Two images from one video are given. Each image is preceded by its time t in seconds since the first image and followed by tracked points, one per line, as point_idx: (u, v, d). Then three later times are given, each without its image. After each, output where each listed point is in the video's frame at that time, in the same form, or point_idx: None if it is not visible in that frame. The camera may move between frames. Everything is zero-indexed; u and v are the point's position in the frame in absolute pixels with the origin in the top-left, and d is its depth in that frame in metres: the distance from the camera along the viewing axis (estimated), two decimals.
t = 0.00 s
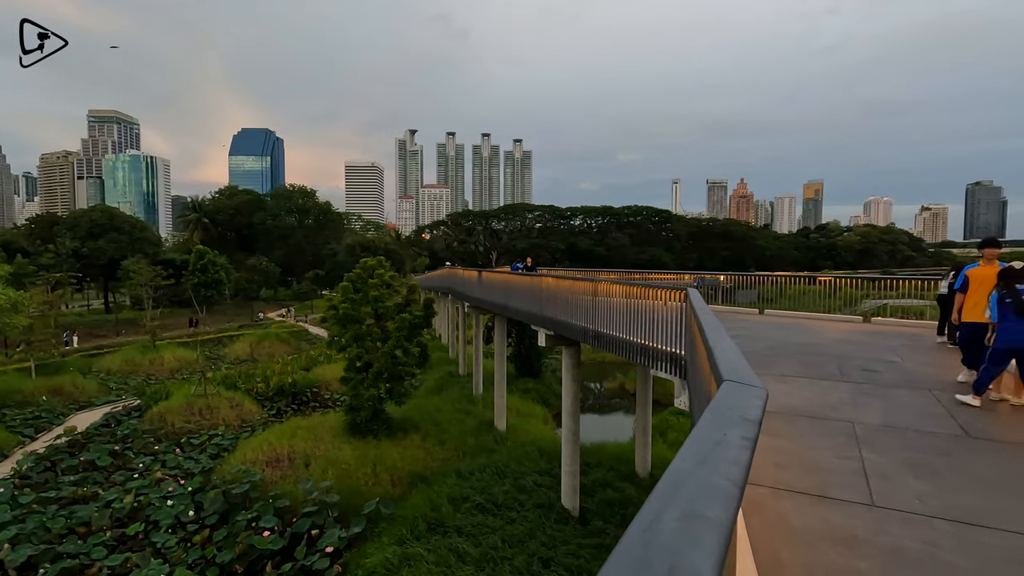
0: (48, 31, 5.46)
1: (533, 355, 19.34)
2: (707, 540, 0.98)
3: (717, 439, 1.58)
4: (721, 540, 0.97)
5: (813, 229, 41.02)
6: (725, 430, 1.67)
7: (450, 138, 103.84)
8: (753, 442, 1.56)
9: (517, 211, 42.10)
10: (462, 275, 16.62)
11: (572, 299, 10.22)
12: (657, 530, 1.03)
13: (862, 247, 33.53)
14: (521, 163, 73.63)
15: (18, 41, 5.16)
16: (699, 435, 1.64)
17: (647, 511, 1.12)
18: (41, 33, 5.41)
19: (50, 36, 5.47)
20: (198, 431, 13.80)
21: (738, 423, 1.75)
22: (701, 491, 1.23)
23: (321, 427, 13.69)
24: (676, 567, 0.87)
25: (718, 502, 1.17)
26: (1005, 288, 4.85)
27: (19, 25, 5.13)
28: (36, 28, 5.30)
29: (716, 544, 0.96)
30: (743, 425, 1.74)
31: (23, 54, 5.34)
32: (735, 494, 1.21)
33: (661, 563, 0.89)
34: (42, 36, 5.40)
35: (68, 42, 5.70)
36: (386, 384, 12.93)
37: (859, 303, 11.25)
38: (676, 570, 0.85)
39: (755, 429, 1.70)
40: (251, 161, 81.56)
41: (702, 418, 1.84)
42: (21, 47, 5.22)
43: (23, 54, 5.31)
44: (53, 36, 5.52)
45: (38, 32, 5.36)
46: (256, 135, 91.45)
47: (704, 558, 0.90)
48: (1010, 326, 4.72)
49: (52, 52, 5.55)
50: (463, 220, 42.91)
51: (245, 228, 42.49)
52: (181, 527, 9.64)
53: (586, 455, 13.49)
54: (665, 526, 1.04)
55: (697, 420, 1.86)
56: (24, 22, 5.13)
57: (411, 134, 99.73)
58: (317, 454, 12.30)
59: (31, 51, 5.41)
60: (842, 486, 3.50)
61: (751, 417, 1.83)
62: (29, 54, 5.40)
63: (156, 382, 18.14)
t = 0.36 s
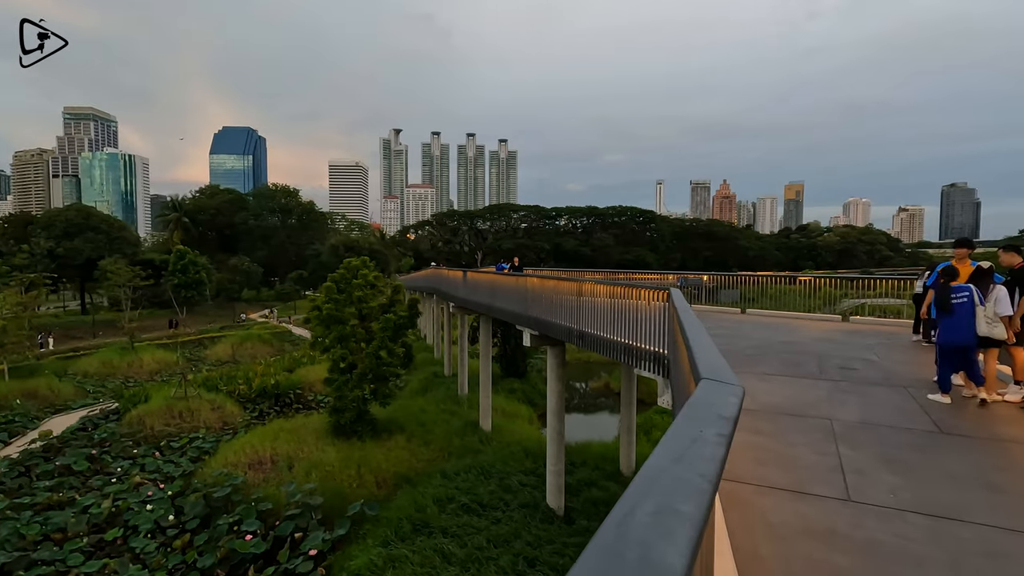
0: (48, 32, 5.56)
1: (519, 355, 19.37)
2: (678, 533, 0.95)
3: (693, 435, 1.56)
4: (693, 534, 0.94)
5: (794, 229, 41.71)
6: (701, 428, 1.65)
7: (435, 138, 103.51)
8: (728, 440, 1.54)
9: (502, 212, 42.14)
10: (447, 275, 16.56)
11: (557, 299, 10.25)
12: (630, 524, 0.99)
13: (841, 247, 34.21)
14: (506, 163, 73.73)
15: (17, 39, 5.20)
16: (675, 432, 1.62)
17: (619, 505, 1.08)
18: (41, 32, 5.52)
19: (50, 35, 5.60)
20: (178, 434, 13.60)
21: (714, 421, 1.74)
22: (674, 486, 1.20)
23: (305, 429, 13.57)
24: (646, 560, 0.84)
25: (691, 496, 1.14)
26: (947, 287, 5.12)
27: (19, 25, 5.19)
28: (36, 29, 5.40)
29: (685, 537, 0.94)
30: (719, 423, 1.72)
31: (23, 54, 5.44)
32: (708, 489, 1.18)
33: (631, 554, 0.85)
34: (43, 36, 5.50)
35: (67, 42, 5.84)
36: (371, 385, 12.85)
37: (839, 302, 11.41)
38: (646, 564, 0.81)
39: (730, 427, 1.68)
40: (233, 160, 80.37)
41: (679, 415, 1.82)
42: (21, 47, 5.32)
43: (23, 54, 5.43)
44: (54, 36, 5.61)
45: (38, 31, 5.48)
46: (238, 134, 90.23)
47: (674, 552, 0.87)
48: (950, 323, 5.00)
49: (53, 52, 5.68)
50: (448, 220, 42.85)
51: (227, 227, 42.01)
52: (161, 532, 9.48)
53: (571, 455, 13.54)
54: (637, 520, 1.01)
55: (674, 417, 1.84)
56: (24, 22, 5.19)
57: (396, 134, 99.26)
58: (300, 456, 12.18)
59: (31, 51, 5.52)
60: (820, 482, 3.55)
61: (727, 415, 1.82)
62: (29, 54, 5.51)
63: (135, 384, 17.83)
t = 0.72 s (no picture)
0: (48, 31, 5.73)
1: (503, 355, 19.38)
2: (656, 528, 0.91)
3: (671, 431, 1.53)
4: (671, 528, 0.90)
5: (774, 229, 42.33)
6: (678, 424, 1.62)
7: (419, 138, 103.09)
8: (704, 436, 1.52)
9: (486, 212, 42.11)
10: (431, 275, 16.50)
11: (541, 299, 10.26)
12: (607, 517, 0.94)
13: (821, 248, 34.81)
14: (490, 163, 73.72)
15: (18, 39, 5.34)
16: (652, 427, 1.58)
17: (596, 498, 1.03)
18: (42, 33, 5.68)
19: (51, 35, 5.76)
20: (156, 437, 13.35)
21: (692, 417, 1.71)
22: (651, 481, 1.16)
23: (286, 431, 13.42)
24: (622, 554, 0.79)
25: (669, 491, 1.10)
26: (908, 287, 5.40)
27: (20, 25, 5.31)
28: (34, 28, 5.54)
29: (663, 531, 0.89)
30: (697, 419, 1.69)
31: (23, 53, 5.57)
32: (685, 484, 1.15)
33: (609, 549, 0.81)
34: (44, 36, 5.67)
35: (67, 42, 6.00)
36: (354, 386, 12.74)
37: (818, 302, 11.57)
38: (624, 560, 0.76)
39: (707, 424, 1.66)
40: (212, 158, 79.09)
41: (657, 411, 1.80)
42: (22, 47, 5.46)
43: (23, 53, 5.57)
44: (53, 35, 5.78)
45: (39, 31, 5.63)
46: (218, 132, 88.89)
47: (652, 544, 0.83)
48: (906, 321, 5.31)
49: (53, 52, 5.84)
50: (432, 220, 42.70)
51: (206, 226, 41.30)
52: (138, 537, 9.28)
53: (556, 454, 13.58)
54: (615, 515, 0.96)
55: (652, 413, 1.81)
56: (25, 22, 5.30)
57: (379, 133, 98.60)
58: (281, 459, 12.04)
59: (31, 51, 5.68)
60: (797, 477, 3.61)
61: (704, 412, 1.79)
62: (29, 53, 5.67)
63: (111, 387, 17.45)
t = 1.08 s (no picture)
0: (48, 32, 6.17)
1: (485, 355, 19.38)
2: (630, 525, 0.88)
3: (647, 429, 1.51)
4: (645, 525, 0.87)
5: (752, 230, 43.06)
6: (655, 421, 1.60)
7: (401, 137, 102.58)
8: (680, 433, 1.51)
9: (468, 211, 42.05)
10: (413, 275, 16.42)
11: (523, 299, 10.29)
12: (582, 514, 0.91)
13: (797, 248, 35.53)
14: (473, 162, 73.67)
15: (19, 38, 5.77)
16: (629, 424, 1.56)
17: (571, 493, 1.00)
18: (42, 33, 6.15)
19: (50, 35, 6.22)
20: (130, 441, 13.07)
21: (669, 414, 1.70)
22: (626, 477, 1.14)
23: (266, 434, 13.25)
24: (595, 551, 0.76)
25: (643, 488, 1.08)
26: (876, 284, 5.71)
27: (20, 25, 5.74)
28: (35, 28, 5.96)
29: (637, 526, 0.87)
30: (673, 416, 1.68)
31: (23, 52, 6.03)
32: (660, 480, 1.13)
33: (582, 545, 0.78)
34: (44, 36, 6.12)
35: (66, 41, 6.49)
36: (335, 387, 12.63)
37: (795, 302, 11.79)
38: (598, 557, 0.73)
39: (683, 421, 1.65)
40: (189, 157, 77.71)
41: (634, 409, 1.78)
42: (24, 46, 5.92)
43: (23, 53, 6.03)
44: (53, 35, 6.23)
45: (40, 31, 6.06)
46: (195, 130, 87.29)
47: (625, 541, 0.81)
48: (871, 316, 5.66)
49: (52, 51, 6.29)
50: (414, 220, 42.50)
51: (183, 226, 40.55)
52: (111, 544, 9.06)
53: (539, 454, 13.62)
54: (589, 509, 0.93)
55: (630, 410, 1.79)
56: (25, 22, 5.73)
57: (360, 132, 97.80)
58: (260, 462, 11.88)
59: (31, 51, 6.14)
60: (774, 473, 3.67)
61: (682, 409, 1.78)
62: (31, 53, 6.14)
63: (83, 390, 17.03)
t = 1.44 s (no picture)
0: (48, 32, 6.34)
1: (466, 356, 19.34)
2: (607, 520, 0.88)
3: (624, 427, 1.52)
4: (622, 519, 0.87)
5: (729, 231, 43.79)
6: (631, 420, 1.61)
7: (381, 137, 101.90)
8: (657, 431, 1.53)
9: (449, 212, 41.95)
10: (393, 276, 16.32)
11: (504, 300, 10.30)
12: (558, 511, 0.91)
13: (773, 249, 36.23)
14: (454, 163, 73.55)
15: (19, 38, 5.93)
16: (607, 423, 1.57)
17: (547, 491, 0.99)
18: (42, 33, 6.31)
19: (50, 35, 6.40)
20: (101, 447, 12.72)
21: (646, 413, 1.72)
22: (603, 474, 1.14)
23: (242, 438, 13.02)
24: (572, 548, 0.76)
25: (619, 485, 1.08)
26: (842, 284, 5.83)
27: (20, 25, 5.91)
28: (34, 27, 6.12)
29: (612, 522, 0.87)
30: (650, 415, 1.70)
31: (22, 51, 6.15)
32: (636, 477, 1.14)
33: (559, 541, 0.77)
34: (43, 36, 6.28)
35: (66, 42, 6.69)
36: (314, 390, 12.49)
37: (771, 302, 12.01)
38: (574, 553, 0.73)
39: (660, 419, 1.67)
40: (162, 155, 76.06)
41: (611, 407, 1.79)
42: (24, 45, 6.08)
43: (24, 53, 6.20)
44: (52, 35, 6.41)
45: (38, 31, 6.20)
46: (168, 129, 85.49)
47: (601, 537, 0.81)
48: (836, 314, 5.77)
49: (51, 51, 6.46)
50: (394, 221, 42.22)
51: (156, 226, 39.66)
52: (80, 553, 8.78)
53: (520, 455, 13.62)
54: (566, 507, 0.92)
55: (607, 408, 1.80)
56: (25, 22, 5.91)
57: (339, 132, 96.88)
58: (236, 466, 11.67)
59: (31, 50, 6.31)
60: (750, 470, 3.74)
61: (658, 407, 1.80)
62: (30, 53, 6.32)
63: (51, 395, 16.53)
